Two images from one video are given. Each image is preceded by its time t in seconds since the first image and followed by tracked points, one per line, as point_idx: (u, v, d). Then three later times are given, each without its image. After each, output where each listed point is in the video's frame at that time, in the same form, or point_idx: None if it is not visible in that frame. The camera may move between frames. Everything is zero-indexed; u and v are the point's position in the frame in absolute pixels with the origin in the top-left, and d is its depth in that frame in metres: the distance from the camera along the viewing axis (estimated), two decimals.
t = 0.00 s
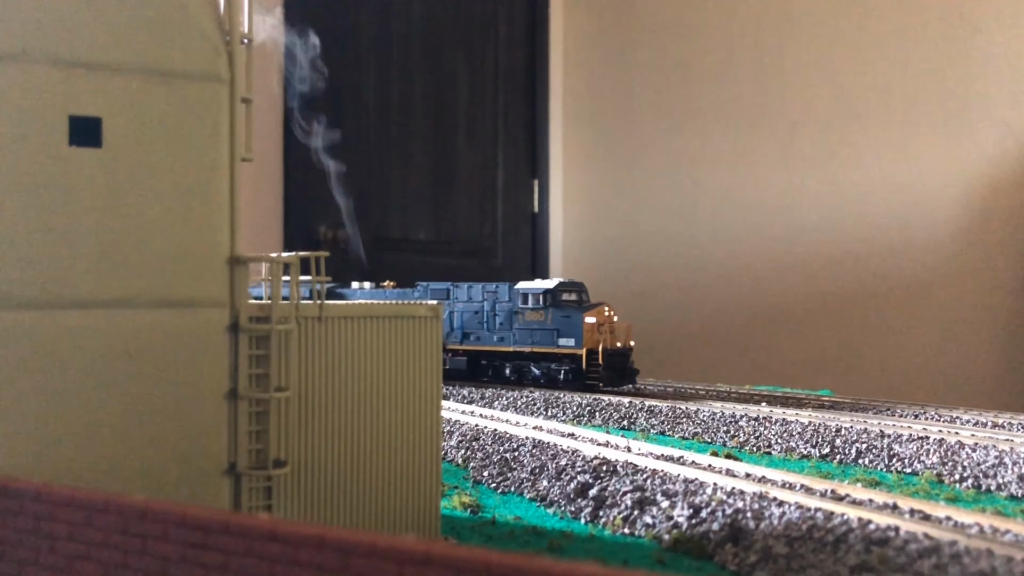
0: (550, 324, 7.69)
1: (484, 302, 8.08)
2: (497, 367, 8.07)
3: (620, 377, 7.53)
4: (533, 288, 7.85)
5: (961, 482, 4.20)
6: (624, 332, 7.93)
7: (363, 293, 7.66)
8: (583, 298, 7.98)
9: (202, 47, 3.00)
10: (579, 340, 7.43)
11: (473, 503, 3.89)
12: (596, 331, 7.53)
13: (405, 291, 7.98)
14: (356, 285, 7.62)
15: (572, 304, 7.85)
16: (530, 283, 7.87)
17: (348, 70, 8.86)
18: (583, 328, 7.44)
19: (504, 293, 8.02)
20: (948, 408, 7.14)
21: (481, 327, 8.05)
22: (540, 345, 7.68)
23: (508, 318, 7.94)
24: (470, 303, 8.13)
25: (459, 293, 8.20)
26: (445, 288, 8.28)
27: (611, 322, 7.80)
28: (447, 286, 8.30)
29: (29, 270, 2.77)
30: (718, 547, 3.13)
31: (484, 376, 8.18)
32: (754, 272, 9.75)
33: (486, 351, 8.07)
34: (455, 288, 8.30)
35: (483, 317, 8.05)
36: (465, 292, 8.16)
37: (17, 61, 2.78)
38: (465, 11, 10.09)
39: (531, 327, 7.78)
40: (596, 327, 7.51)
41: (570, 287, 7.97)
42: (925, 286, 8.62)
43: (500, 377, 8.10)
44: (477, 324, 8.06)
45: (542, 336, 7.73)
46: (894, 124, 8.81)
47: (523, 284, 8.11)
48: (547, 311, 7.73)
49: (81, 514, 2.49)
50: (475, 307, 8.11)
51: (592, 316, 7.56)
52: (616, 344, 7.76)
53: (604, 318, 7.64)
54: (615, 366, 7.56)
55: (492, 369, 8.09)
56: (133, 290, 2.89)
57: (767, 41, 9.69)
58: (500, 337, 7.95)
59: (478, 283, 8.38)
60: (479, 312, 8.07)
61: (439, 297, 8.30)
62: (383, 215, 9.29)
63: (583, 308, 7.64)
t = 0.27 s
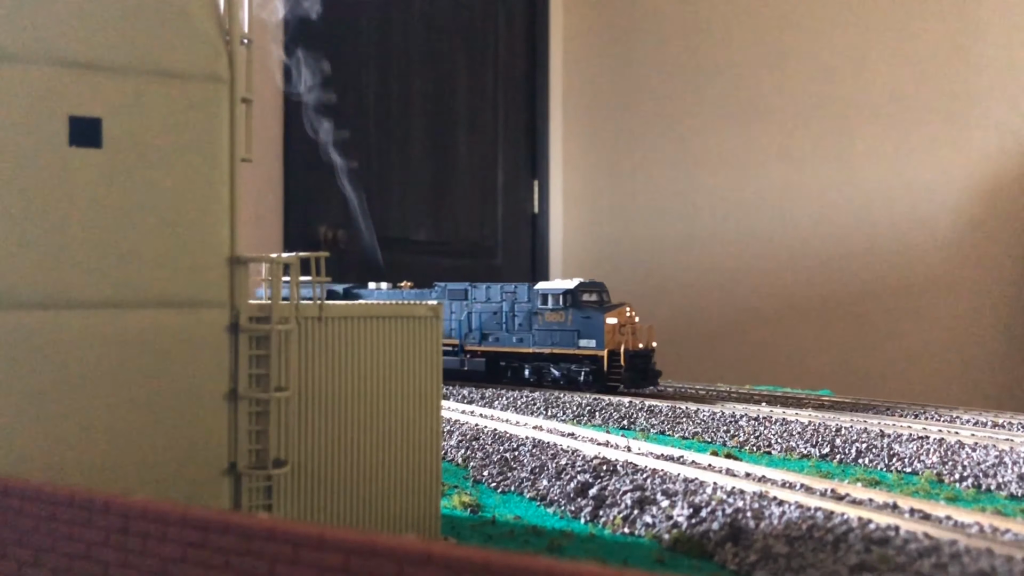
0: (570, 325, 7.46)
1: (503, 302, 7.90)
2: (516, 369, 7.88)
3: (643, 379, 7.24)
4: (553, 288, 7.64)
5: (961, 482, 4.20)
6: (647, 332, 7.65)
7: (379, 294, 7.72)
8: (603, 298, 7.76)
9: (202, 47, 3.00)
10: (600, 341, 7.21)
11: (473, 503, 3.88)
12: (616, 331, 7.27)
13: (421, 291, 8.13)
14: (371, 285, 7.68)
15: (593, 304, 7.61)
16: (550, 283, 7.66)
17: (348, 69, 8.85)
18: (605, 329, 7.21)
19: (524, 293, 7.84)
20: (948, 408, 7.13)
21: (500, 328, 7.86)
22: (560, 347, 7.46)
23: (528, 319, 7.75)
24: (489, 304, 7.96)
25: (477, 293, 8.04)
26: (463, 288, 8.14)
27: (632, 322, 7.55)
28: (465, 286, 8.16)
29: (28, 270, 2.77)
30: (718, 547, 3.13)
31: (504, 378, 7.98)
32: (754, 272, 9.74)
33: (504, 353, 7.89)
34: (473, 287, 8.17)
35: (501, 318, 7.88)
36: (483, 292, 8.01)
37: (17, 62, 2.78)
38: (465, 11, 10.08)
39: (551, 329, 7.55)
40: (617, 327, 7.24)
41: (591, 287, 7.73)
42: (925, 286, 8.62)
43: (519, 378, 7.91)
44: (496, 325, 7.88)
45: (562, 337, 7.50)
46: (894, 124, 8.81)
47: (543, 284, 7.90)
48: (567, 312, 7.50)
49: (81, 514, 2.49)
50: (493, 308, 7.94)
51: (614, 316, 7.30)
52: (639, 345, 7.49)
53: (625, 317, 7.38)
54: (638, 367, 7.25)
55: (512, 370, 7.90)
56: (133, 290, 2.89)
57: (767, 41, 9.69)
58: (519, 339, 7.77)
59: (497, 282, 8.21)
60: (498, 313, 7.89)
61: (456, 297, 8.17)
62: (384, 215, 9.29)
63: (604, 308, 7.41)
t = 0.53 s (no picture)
0: (592, 326, 7.33)
1: (523, 302, 7.79)
2: (536, 370, 7.83)
3: (666, 380, 7.15)
4: (574, 288, 7.49)
5: (961, 482, 4.20)
6: (671, 332, 7.53)
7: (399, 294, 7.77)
8: (626, 298, 7.58)
9: (203, 48, 3.00)
10: (623, 342, 7.08)
11: (473, 503, 3.88)
12: (639, 332, 7.18)
13: (438, 291, 8.25)
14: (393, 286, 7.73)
15: (615, 304, 7.48)
16: (571, 283, 7.52)
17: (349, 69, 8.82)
18: (628, 330, 7.08)
19: (544, 293, 7.70)
20: (949, 408, 7.13)
21: (520, 328, 7.76)
22: (582, 348, 7.33)
23: (548, 320, 7.63)
24: (508, 304, 7.85)
25: (496, 293, 7.92)
26: (482, 288, 8.01)
27: (657, 323, 7.40)
28: (484, 285, 8.04)
29: (29, 270, 2.77)
30: (718, 547, 3.12)
31: (524, 378, 7.95)
32: (754, 272, 9.73)
33: (524, 354, 7.78)
34: (493, 287, 8.02)
35: (521, 319, 7.77)
36: (503, 292, 7.88)
37: (17, 62, 2.78)
38: (465, 11, 10.07)
39: (572, 329, 7.44)
40: (640, 328, 7.14)
41: (613, 287, 7.58)
42: (924, 287, 8.62)
43: (540, 379, 7.84)
44: (515, 326, 7.77)
45: (584, 338, 7.37)
46: (895, 125, 8.80)
47: (564, 283, 7.75)
48: (589, 312, 7.37)
49: (81, 515, 2.49)
50: (513, 308, 7.83)
51: (636, 316, 7.18)
52: (662, 346, 7.41)
53: (649, 318, 7.28)
54: (661, 369, 7.14)
55: (532, 371, 7.85)
56: (133, 290, 2.89)
57: (767, 41, 9.68)
58: (540, 339, 7.65)
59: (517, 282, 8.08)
60: (518, 313, 7.79)
61: (476, 297, 8.04)
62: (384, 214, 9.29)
63: (627, 308, 7.28)
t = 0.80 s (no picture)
0: (613, 326, 7.22)
1: (542, 303, 7.70)
2: (556, 371, 7.75)
3: (688, 382, 7.18)
4: (595, 288, 7.40)
5: (961, 482, 4.20)
6: (693, 334, 7.50)
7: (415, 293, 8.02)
8: (648, 299, 7.52)
9: (203, 47, 3.00)
10: (644, 343, 6.95)
11: (473, 503, 3.89)
12: (661, 333, 7.10)
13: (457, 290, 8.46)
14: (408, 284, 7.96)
15: (637, 304, 7.37)
16: (592, 283, 7.43)
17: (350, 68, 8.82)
18: (649, 331, 6.95)
19: (564, 293, 7.61)
20: (949, 408, 7.13)
21: (539, 329, 7.69)
22: (604, 349, 7.23)
23: (568, 320, 7.54)
24: (527, 304, 7.79)
25: (516, 293, 7.86)
26: (501, 288, 7.96)
27: (679, 324, 7.38)
28: (503, 285, 7.98)
29: (28, 271, 2.76)
30: (718, 547, 3.12)
31: (543, 380, 7.88)
32: (753, 273, 9.72)
33: (543, 355, 7.73)
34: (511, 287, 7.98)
35: (541, 319, 7.69)
36: (522, 293, 7.81)
37: (16, 61, 2.77)
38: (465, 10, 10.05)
39: (593, 330, 7.34)
40: (662, 329, 7.09)
41: (634, 287, 7.51)
42: (924, 287, 8.60)
43: (560, 381, 7.76)
44: (535, 327, 7.70)
45: (605, 339, 7.28)
46: (894, 125, 8.79)
47: (584, 283, 7.68)
48: (610, 313, 7.26)
49: (81, 515, 2.49)
50: (533, 308, 7.76)
51: (659, 317, 7.11)
52: (685, 347, 7.36)
53: (671, 320, 7.25)
54: (683, 370, 7.19)
55: (551, 372, 7.78)
56: (133, 290, 2.90)
57: (767, 40, 9.68)
58: (560, 340, 7.57)
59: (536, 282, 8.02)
60: (537, 314, 7.71)
61: (494, 297, 7.98)
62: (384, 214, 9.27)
63: (649, 308, 7.18)
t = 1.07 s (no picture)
0: (634, 327, 7.18)
1: (561, 303, 7.67)
2: (575, 373, 7.61)
3: (711, 384, 7.07)
4: (615, 288, 7.36)
5: (961, 482, 4.20)
6: (714, 336, 7.42)
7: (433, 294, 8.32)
8: (669, 300, 7.47)
9: (202, 47, 3.01)
10: (666, 344, 6.92)
11: (473, 503, 3.89)
12: (683, 334, 7.02)
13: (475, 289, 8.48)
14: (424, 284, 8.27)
15: (657, 304, 7.31)
16: (611, 283, 7.40)
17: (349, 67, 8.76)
18: (670, 331, 6.92)
19: (583, 293, 7.58)
20: (948, 408, 7.12)
21: (558, 330, 7.64)
22: (624, 350, 7.18)
23: (587, 321, 7.50)
24: (546, 304, 7.75)
25: (534, 293, 7.83)
26: (519, 288, 7.93)
27: (700, 324, 7.27)
28: (521, 285, 7.95)
29: (26, 271, 2.76)
30: (718, 547, 3.12)
31: (562, 383, 7.72)
32: (752, 273, 9.70)
33: (562, 356, 7.66)
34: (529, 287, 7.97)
35: (559, 320, 7.65)
36: (541, 292, 7.78)
37: (17, 61, 2.78)
38: (464, 10, 10.06)
39: (613, 331, 7.30)
40: (684, 330, 7.00)
41: (654, 287, 7.44)
42: (924, 287, 8.55)
43: (577, 384, 7.64)
44: (553, 327, 7.65)
45: (626, 340, 7.23)
46: (892, 123, 8.71)
47: (603, 283, 7.65)
48: (630, 313, 7.22)
49: (81, 514, 2.49)
50: (551, 309, 7.72)
51: (680, 318, 7.05)
52: (708, 348, 7.22)
53: (693, 320, 7.15)
54: (706, 372, 7.08)
55: (570, 374, 7.63)
56: (133, 290, 2.90)
57: (765, 39, 9.63)
58: (579, 341, 7.52)
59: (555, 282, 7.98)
60: (556, 314, 7.66)
61: (512, 297, 7.95)
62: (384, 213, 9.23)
63: (670, 309, 7.13)
